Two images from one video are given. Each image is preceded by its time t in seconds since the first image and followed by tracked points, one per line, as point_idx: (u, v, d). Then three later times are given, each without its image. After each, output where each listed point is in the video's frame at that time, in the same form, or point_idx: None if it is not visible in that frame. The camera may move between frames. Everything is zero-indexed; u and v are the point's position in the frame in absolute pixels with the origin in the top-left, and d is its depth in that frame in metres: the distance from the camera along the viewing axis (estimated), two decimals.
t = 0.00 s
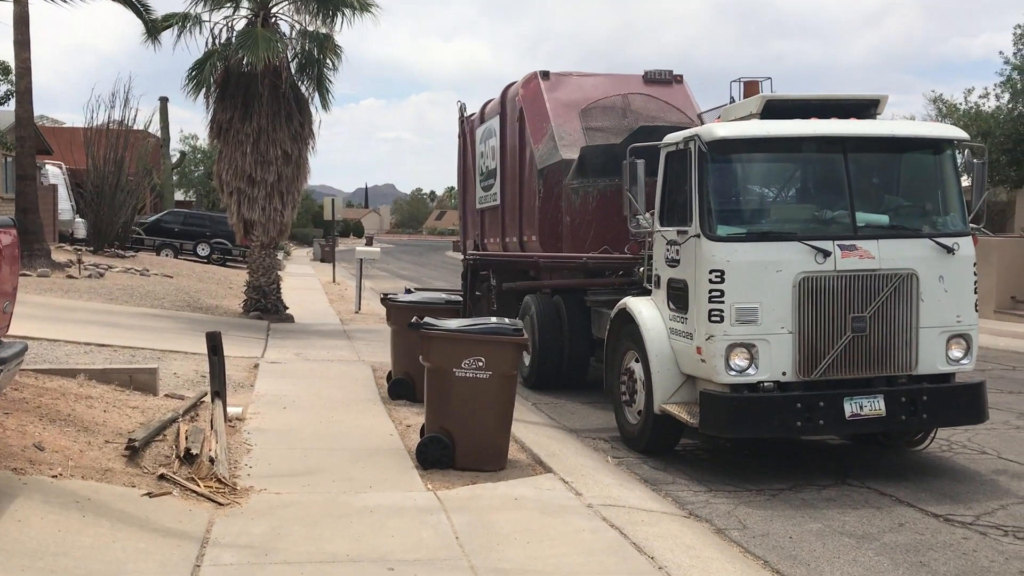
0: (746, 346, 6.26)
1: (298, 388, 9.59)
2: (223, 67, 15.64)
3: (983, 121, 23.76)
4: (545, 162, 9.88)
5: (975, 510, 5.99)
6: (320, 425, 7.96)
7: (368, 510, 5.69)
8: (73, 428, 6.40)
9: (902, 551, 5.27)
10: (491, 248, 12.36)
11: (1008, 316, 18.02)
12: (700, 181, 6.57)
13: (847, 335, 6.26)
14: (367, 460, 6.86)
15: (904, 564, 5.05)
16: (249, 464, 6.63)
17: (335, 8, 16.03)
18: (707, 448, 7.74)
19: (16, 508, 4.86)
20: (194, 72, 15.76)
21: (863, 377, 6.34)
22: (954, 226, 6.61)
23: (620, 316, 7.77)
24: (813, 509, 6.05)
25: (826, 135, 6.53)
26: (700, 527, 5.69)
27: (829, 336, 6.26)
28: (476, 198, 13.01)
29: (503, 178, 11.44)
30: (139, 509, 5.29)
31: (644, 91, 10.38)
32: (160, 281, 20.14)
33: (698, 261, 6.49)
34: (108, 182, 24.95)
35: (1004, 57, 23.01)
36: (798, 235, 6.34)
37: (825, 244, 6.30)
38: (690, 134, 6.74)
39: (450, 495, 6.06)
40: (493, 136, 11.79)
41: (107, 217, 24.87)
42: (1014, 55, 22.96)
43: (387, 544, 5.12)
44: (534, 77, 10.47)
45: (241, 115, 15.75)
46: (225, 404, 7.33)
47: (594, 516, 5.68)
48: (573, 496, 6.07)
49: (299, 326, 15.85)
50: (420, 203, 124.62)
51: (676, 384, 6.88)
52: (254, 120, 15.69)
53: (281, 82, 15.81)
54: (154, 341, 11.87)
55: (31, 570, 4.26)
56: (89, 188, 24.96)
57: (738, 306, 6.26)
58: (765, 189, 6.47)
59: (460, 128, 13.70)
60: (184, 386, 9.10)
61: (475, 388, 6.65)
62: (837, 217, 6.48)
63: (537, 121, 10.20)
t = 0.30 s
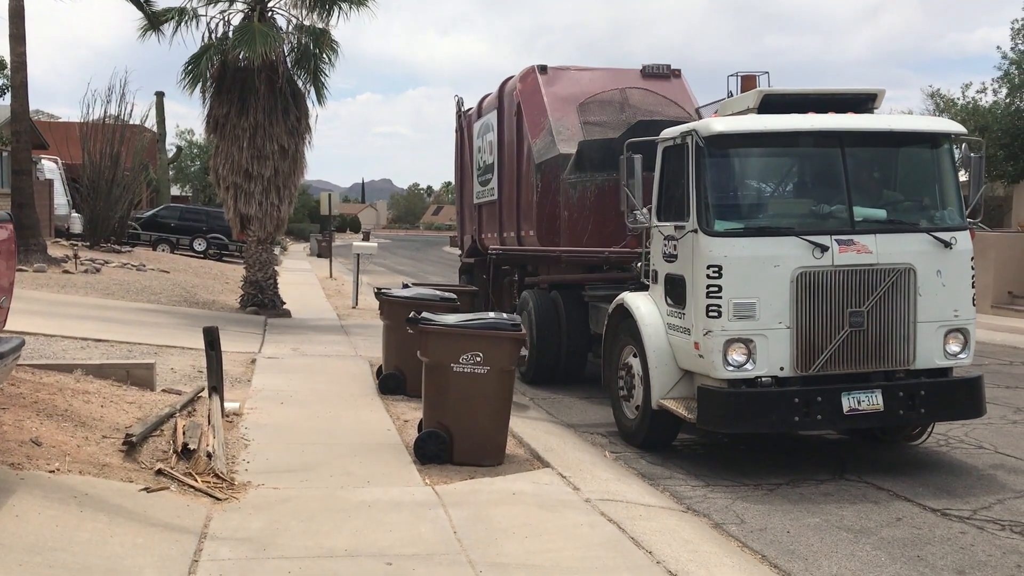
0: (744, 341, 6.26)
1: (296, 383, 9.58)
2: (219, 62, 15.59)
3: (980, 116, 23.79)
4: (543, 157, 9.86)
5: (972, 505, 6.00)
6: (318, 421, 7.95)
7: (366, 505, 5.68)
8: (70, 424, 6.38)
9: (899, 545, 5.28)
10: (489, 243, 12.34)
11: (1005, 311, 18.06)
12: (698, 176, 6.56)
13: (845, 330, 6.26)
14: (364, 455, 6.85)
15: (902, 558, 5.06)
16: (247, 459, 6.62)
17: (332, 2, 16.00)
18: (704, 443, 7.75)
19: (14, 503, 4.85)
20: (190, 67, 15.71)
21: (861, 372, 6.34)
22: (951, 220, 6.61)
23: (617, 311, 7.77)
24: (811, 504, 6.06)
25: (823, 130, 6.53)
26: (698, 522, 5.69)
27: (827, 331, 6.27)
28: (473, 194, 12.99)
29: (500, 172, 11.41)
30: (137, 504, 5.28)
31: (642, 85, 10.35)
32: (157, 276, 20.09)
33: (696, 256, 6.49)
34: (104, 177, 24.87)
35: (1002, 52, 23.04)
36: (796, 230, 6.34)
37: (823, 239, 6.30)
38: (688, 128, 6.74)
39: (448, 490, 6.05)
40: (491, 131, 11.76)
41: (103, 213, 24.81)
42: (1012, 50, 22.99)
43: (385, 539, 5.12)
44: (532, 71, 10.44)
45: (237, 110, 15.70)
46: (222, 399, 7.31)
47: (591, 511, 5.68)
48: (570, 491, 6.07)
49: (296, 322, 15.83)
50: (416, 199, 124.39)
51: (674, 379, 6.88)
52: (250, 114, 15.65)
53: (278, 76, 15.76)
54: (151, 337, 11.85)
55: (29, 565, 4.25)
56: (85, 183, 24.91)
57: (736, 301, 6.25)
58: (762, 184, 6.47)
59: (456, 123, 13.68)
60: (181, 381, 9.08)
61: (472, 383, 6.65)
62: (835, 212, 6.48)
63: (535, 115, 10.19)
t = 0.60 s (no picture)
0: (743, 338, 6.28)
1: (292, 380, 9.58)
2: (217, 59, 15.57)
3: (977, 116, 23.82)
4: (540, 155, 9.84)
5: (966, 504, 6.02)
6: (314, 419, 7.95)
7: (362, 503, 5.69)
8: (66, 421, 6.38)
9: (894, 544, 5.29)
10: (486, 241, 12.35)
11: (1001, 311, 18.10)
12: (699, 172, 6.58)
13: (844, 328, 6.28)
14: (360, 453, 6.86)
15: (896, 557, 5.08)
16: (243, 456, 6.62)
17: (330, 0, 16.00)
18: (700, 441, 7.76)
19: (9, 500, 4.85)
20: (187, 64, 15.67)
21: (858, 371, 6.36)
22: (951, 221, 6.64)
23: (615, 309, 7.78)
24: (806, 503, 6.08)
25: (824, 128, 6.54)
26: (694, 520, 5.71)
27: (825, 329, 6.28)
28: (470, 191, 12.99)
29: (498, 171, 11.42)
30: (132, 502, 5.28)
31: (640, 84, 10.36)
32: (153, 273, 20.08)
33: (696, 253, 6.50)
34: (101, 174, 24.85)
35: (999, 51, 23.05)
36: (795, 228, 6.35)
37: (823, 238, 6.32)
38: (690, 125, 6.75)
39: (444, 488, 6.06)
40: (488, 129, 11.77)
41: (100, 209, 24.77)
42: (1009, 50, 23.01)
43: (381, 536, 5.13)
44: (530, 70, 10.43)
45: (235, 107, 15.69)
46: (219, 397, 7.32)
47: (587, 509, 5.69)
48: (566, 489, 6.08)
49: (293, 319, 15.83)
50: (414, 197, 124.11)
51: (671, 376, 6.90)
52: (248, 112, 15.64)
53: (275, 74, 15.74)
54: (148, 334, 11.84)
55: (25, 563, 4.25)
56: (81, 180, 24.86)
57: (736, 298, 6.27)
58: (762, 182, 6.48)
59: (454, 121, 13.68)
60: (178, 379, 9.08)
61: (469, 381, 6.66)
62: (835, 210, 6.50)
63: (532, 114, 10.17)
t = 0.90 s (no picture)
0: (740, 341, 6.29)
1: (289, 381, 9.58)
2: (214, 59, 15.57)
3: (972, 119, 23.91)
4: (538, 157, 9.85)
5: (961, 506, 6.04)
6: (311, 420, 7.96)
7: (359, 504, 5.70)
8: (63, 421, 6.38)
9: (889, 546, 5.31)
10: (483, 243, 12.37)
11: (996, 313, 18.19)
12: (695, 175, 6.59)
13: (841, 332, 6.30)
14: (357, 454, 6.86)
15: (891, 559, 5.10)
16: (239, 457, 6.63)
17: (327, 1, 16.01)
18: (696, 444, 7.78)
19: (6, 500, 4.85)
20: (184, 64, 15.67)
21: (856, 374, 6.38)
22: (949, 223, 6.66)
23: (613, 312, 7.80)
24: (801, 505, 6.10)
25: (821, 131, 6.56)
26: (690, 522, 5.72)
27: (822, 333, 6.30)
28: (467, 193, 13.01)
29: (495, 171, 11.42)
30: (129, 502, 5.28)
31: (638, 86, 10.38)
32: (149, 273, 20.07)
33: (693, 256, 6.51)
34: (98, 174, 24.83)
35: (995, 55, 23.15)
36: (793, 231, 6.37)
37: (820, 241, 6.33)
38: (686, 128, 6.76)
39: (440, 489, 6.07)
40: (485, 130, 11.78)
41: (96, 209, 24.73)
42: (1005, 54, 23.11)
43: (378, 538, 5.13)
44: (527, 71, 10.45)
45: (231, 107, 15.69)
46: (215, 397, 7.32)
47: (584, 510, 5.71)
48: (562, 491, 6.10)
49: (289, 320, 15.83)
50: (411, 198, 124.07)
51: (669, 379, 6.91)
52: (245, 112, 15.64)
53: (272, 75, 15.74)
54: (144, 334, 11.83)
55: (22, 563, 4.26)
56: (78, 180, 24.83)
57: (732, 301, 6.28)
58: (759, 185, 6.50)
59: (451, 122, 13.70)
60: (174, 379, 9.08)
61: (465, 382, 6.67)
62: (832, 213, 6.52)
63: (529, 115, 10.18)
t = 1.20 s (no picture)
0: (747, 343, 6.28)
1: (287, 382, 9.55)
2: (212, 59, 15.54)
3: (971, 121, 23.92)
4: (540, 157, 9.83)
5: (962, 509, 6.03)
6: (310, 420, 7.93)
7: (359, 505, 5.67)
8: (61, 421, 6.35)
9: (890, 548, 5.30)
10: (483, 244, 12.35)
11: (996, 316, 18.19)
12: (702, 175, 6.58)
13: (849, 334, 6.29)
14: (356, 455, 6.84)
15: (893, 561, 5.09)
16: (238, 458, 6.60)
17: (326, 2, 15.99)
18: (697, 446, 7.77)
19: (4, 500, 4.82)
20: (183, 64, 15.64)
21: (863, 378, 6.37)
22: (958, 225, 6.64)
23: (617, 313, 7.77)
24: (802, 507, 6.09)
25: (828, 131, 6.55)
26: (691, 524, 5.71)
27: (830, 335, 6.29)
28: (467, 194, 12.99)
29: (496, 172, 11.39)
30: (128, 503, 5.25)
31: (641, 86, 10.39)
32: (147, 274, 20.03)
33: (700, 257, 6.49)
34: (95, 175, 24.80)
35: (995, 58, 23.16)
36: (801, 232, 6.36)
37: (828, 242, 6.32)
38: (693, 127, 6.75)
39: (441, 490, 6.05)
40: (487, 130, 11.75)
41: (94, 210, 24.68)
42: (1005, 57, 23.12)
43: (378, 539, 5.11)
44: (529, 71, 10.44)
45: (230, 108, 15.66)
46: (214, 398, 7.29)
47: (584, 512, 5.69)
48: (563, 492, 6.08)
49: (288, 321, 15.80)
50: (409, 200, 124.03)
51: (673, 382, 6.89)
52: (243, 112, 15.61)
53: (271, 76, 15.72)
54: (142, 335, 11.80)
55: (20, 563, 4.23)
56: (75, 180, 24.78)
57: (739, 302, 6.27)
58: (766, 185, 6.49)
59: (452, 123, 13.68)
60: (172, 380, 9.05)
61: (465, 383, 6.65)
62: (840, 214, 6.50)
63: (531, 115, 10.17)
